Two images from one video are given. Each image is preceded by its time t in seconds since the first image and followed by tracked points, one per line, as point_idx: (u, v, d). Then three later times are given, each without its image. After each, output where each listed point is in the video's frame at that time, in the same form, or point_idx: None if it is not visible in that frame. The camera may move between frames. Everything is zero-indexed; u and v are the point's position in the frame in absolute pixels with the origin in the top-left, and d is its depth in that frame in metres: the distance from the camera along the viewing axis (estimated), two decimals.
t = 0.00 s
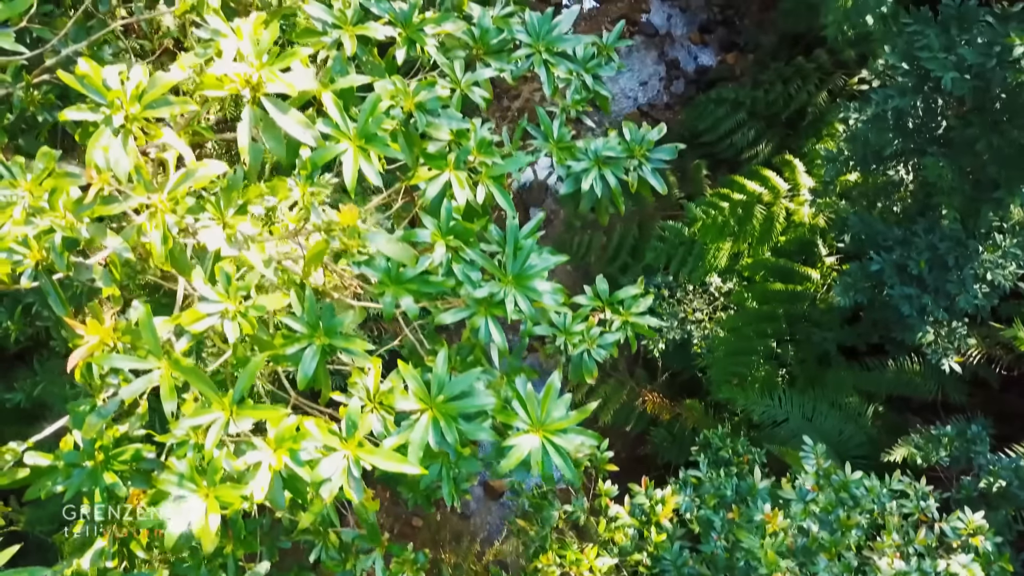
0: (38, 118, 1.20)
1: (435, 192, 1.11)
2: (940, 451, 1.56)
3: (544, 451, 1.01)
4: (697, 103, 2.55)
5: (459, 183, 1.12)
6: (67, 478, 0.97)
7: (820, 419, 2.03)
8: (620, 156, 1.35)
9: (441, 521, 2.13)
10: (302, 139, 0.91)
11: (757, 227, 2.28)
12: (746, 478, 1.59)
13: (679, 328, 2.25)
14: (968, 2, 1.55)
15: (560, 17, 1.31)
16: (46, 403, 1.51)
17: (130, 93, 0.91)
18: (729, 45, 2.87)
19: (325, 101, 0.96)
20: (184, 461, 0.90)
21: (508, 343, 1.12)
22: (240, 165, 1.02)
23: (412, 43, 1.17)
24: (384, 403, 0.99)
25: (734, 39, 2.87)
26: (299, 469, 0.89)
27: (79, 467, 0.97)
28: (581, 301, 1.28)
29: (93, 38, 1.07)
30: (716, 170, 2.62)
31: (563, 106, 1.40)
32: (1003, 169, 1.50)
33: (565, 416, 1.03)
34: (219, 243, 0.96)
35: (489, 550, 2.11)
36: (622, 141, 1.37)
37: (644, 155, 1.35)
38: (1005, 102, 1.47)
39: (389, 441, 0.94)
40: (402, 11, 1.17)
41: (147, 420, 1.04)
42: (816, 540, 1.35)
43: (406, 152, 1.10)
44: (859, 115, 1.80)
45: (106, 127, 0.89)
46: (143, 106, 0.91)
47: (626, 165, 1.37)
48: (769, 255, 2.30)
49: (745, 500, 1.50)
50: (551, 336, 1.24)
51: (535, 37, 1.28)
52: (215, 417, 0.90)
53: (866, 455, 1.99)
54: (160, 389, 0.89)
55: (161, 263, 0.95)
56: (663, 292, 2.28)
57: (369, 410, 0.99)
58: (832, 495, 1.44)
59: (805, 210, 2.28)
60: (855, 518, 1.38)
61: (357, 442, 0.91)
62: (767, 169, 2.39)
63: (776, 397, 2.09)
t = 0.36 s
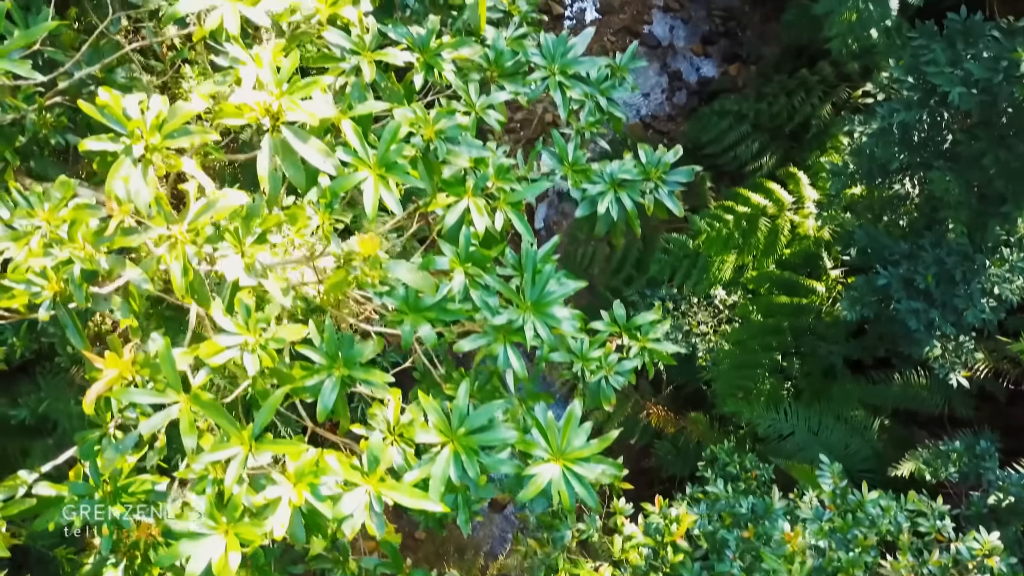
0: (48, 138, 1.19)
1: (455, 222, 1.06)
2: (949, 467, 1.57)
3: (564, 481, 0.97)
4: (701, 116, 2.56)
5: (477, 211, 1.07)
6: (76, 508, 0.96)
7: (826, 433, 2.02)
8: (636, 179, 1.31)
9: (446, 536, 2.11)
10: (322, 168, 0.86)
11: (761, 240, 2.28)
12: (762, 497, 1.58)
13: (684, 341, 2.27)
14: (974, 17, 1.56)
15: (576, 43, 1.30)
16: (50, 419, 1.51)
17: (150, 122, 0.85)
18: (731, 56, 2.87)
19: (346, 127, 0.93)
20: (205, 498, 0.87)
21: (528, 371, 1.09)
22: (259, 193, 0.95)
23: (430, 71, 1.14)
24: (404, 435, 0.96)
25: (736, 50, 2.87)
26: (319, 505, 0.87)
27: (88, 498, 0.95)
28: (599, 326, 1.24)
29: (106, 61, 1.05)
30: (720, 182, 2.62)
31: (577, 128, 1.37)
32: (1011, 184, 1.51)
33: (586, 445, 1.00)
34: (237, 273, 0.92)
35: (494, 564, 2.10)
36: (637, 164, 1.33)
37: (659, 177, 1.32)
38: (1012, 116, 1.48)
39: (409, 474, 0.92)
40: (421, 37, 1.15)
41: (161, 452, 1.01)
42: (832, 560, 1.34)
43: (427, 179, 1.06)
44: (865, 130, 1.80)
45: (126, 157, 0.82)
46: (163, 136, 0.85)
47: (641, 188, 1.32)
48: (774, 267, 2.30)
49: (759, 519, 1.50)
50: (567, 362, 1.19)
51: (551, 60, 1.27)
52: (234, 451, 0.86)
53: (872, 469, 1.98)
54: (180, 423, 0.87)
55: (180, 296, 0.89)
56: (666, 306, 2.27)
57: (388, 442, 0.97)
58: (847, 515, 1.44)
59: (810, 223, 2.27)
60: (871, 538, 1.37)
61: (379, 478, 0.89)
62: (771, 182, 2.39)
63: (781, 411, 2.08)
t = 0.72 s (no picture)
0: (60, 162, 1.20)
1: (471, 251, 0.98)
2: (958, 483, 1.56)
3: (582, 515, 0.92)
4: (704, 128, 2.56)
5: (494, 239, 0.98)
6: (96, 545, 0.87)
7: (832, 447, 2.02)
8: (651, 205, 1.21)
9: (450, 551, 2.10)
10: (340, 200, 0.79)
11: (765, 252, 2.28)
12: (777, 516, 1.57)
13: (689, 355, 2.20)
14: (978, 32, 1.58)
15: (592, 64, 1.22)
16: (53, 436, 1.53)
17: (170, 155, 0.78)
18: (734, 68, 2.90)
19: (364, 158, 0.86)
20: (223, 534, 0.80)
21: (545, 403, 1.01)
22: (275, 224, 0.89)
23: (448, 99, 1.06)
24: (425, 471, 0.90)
25: (738, 62, 2.90)
26: (341, 543, 0.80)
27: (109, 535, 0.86)
28: (613, 354, 1.16)
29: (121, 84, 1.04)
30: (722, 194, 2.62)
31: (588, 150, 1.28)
32: (1017, 199, 1.52)
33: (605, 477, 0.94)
34: (256, 308, 0.83)
35: None
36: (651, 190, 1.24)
37: (675, 205, 1.22)
38: (1017, 131, 1.49)
39: (431, 511, 0.85)
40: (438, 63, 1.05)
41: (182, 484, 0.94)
42: None
43: (446, 212, 0.96)
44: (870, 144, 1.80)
45: (145, 192, 0.76)
46: (183, 169, 0.78)
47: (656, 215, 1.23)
48: (778, 280, 2.29)
49: (774, 538, 1.49)
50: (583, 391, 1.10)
51: (566, 83, 1.19)
52: (254, 487, 0.81)
53: (878, 482, 1.98)
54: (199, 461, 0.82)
55: (199, 333, 0.82)
56: (671, 318, 2.21)
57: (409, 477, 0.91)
58: (865, 536, 1.43)
59: (814, 236, 2.27)
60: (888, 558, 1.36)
61: (403, 517, 0.83)
62: (775, 195, 2.39)
63: (786, 425, 2.08)
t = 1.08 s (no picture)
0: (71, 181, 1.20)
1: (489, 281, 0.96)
2: (966, 499, 1.56)
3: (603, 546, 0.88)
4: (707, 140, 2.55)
5: (511, 268, 0.96)
6: None
7: (837, 460, 2.00)
8: (665, 230, 1.19)
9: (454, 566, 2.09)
10: (358, 233, 0.77)
11: (769, 265, 2.29)
12: (786, 534, 1.57)
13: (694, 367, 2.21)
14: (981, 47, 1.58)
15: (605, 89, 1.22)
16: (56, 451, 1.53)
17: (188, 190, 0.75)
18: (734, 79, 2.91)
19: (381, 190, 0.84)
20: None
21: (565, 432, 0.98)
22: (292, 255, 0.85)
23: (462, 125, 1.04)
24: (448, 507, 0.85)
25: (739, 73, 2.90)
26: None
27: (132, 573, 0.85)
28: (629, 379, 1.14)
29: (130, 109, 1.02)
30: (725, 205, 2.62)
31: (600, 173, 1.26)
32: (1023, 213, 1.52)
33: (627, 507, 0.90)
34: (273, 341, 0.79)
35: None
36: (665, 214, 1.22)
37: (690, 229, 1.22)
38: (1022, 146, 1.49)
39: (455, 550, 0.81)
40: (452, 90, 1.05)
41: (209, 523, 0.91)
42: None
43: (462, 241, 0.92)
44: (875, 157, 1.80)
45: (164, 228, 0.73)
46: (201, 205, 0.75)
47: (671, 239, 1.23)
48: (781, 292, 2.29)
49: (785, 557, 1.48)
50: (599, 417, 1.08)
51: (579, 109, 1.19)
52: (276, 528, 0.78)
53: (883, 496, 1.97)
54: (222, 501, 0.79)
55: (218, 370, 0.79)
56: (675, 331, 2.20)
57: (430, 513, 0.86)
58: (875, 555, 1.43)
59: (817, 248, 2.30)
60: None
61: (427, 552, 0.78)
62: (778, 207, 2.40)
63: (791, 438, 2.06)
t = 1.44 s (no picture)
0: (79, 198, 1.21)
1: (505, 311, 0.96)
2: (973, 515, 1.55)
3: None
4: (709, 153, 2.55)
5: (528, 299, 0.96)
6: None
7: (842, 473, 2.00)
8: (677, 253, 1.18)
9: None
10: (377, 268, 0.76)
11: (772, 277, 2.28)
12: (791, 552, 1.57)
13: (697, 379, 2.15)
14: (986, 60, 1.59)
15: (617, 111, 1.21)
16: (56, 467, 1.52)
17: (203, 227, 0.76)
18: (735, 90, 2.91)
19: (397, 222, 0.82)
20: None
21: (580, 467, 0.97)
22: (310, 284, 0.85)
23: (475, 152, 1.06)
24: (478, 545, 0.85)
25: (740, 85, 2.91)
26: None
27: None
28: (643, 407, 1.13)
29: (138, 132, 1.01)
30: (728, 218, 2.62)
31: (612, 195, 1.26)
32: None
33: (645, 544, 0.91)
34: (290, 377, 0.79)
35: None
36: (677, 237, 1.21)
37: (702, 252, 1.20)
38: None
39: None
40: (466, 117, 1.06)
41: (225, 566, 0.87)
42: None
43: (479, 273, 0.93)
44: (879, 170, 1.81)
45: (179, 268, 0.75)
46: (217, 243, 0.76)
47: (682, 262, 1.21)
48: (785, 305, 2.29)
49: None
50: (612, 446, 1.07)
51: (591, 131, 1.19)
52: (314, 571, 0.75)
53: (888, 509, 1.96)
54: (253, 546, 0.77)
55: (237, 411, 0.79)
56: (678, 343, 2.17)
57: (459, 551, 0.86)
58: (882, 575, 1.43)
59: (821, 260, 2.29)
60: None
61: None
62: (782, 220, 2.40)
63: (796, 451, 2.06)
